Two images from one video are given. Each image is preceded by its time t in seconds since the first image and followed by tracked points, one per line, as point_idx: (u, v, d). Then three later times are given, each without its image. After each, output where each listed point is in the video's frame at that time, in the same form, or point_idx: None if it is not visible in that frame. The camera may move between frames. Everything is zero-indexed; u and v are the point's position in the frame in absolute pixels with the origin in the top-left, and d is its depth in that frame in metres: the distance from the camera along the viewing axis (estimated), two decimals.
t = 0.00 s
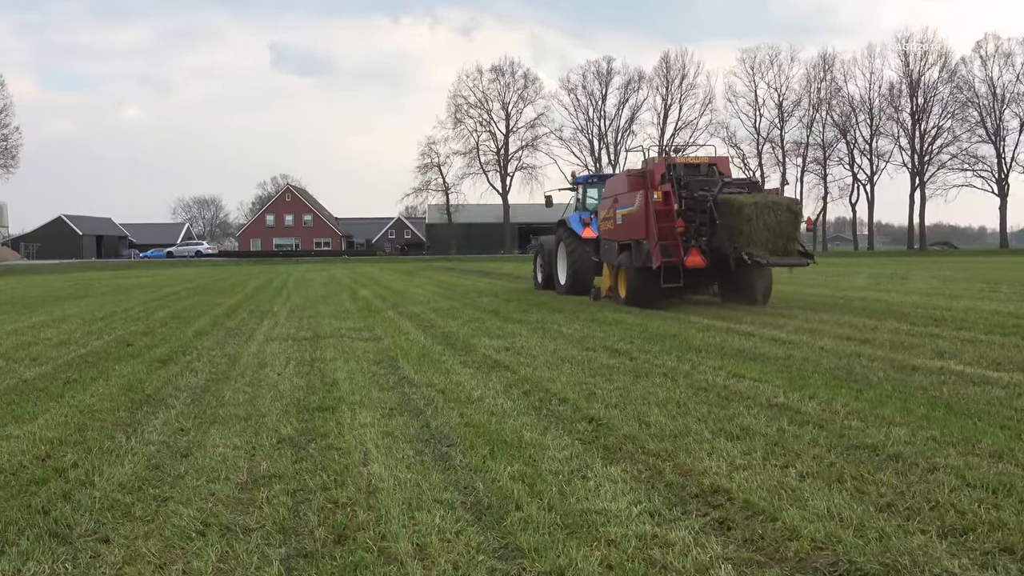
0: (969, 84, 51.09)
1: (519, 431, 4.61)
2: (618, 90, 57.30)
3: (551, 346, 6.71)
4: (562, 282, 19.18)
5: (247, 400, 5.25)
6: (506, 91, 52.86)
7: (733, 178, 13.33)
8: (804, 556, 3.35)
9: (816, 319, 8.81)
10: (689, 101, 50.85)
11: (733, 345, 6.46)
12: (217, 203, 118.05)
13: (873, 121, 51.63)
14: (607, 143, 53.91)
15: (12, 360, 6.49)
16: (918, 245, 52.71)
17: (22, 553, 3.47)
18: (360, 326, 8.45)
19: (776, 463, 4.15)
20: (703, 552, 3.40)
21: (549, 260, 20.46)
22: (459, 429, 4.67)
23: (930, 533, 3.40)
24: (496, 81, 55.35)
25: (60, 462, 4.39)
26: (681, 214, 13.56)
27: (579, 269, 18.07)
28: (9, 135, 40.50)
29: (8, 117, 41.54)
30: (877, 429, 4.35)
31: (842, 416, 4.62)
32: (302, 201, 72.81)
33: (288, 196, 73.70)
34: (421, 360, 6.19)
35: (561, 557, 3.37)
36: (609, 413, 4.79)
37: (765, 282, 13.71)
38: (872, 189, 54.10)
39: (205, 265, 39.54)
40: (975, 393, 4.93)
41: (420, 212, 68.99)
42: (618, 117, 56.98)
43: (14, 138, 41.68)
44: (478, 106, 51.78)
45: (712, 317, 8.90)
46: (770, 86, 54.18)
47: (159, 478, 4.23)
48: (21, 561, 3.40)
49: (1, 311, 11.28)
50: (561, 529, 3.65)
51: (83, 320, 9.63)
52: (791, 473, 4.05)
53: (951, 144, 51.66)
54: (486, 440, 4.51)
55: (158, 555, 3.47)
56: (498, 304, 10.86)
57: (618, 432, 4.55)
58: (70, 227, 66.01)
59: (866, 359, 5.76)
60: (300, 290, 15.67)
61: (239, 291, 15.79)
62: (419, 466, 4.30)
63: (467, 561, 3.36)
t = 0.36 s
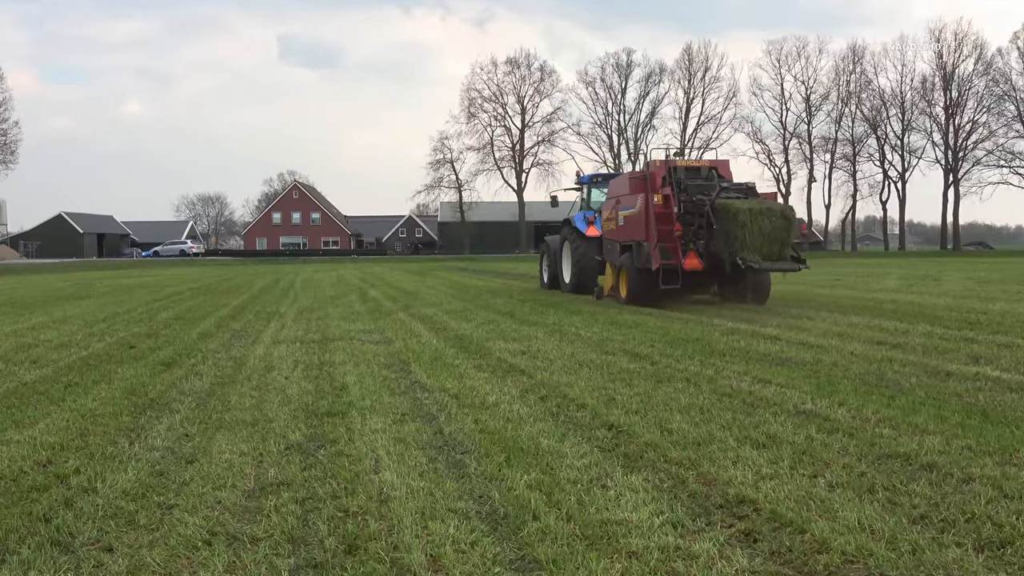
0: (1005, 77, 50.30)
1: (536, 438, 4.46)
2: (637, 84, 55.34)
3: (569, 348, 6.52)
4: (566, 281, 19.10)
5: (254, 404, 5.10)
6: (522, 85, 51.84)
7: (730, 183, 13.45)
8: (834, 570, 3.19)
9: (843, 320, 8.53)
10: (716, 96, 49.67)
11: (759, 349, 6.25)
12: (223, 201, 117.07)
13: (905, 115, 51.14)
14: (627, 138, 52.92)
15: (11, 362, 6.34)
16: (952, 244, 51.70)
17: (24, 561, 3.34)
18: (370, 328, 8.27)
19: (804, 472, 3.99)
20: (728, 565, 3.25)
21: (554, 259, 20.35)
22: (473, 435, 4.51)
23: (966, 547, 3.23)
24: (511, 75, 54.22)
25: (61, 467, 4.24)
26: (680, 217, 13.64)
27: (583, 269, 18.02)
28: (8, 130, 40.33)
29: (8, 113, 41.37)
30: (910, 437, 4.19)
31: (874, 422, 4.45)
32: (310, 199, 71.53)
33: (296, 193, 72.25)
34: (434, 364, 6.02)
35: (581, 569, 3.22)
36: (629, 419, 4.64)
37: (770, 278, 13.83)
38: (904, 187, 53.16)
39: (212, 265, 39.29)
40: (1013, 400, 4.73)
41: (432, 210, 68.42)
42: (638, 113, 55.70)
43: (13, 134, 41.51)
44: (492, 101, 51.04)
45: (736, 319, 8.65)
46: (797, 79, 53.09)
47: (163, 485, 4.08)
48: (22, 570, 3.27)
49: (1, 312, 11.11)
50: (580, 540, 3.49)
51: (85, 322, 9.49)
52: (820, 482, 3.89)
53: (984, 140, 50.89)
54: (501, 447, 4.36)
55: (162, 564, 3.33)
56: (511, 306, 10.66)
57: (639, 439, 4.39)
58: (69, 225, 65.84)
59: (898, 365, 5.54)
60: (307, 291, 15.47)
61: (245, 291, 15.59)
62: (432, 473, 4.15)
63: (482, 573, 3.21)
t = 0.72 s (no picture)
0: None
1: (553, 443, 4.34)
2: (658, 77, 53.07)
3: (587, 350, 6.36)
4: (571, 281, 19.06)
5: (263, 408, 4.98)
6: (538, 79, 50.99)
7: (727, 182, 13.65)
8: None
9: (870, 322, 8.28)
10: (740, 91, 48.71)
11: (784, 353, 6.07)
12: (229, 199, 116.14)
13: (934, 110, 50.76)
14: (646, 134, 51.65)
15: (13, 365, 6.24)
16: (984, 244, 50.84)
17: (26, 570, 3.23)
18: (380, 330, 8.12)
19: (831, 479, 3.87)
20: None
21: (560, 258, 20.27)
22: (488, 442, 4.38)
23: (1001, 558, 3.11)
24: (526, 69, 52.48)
25: (66, 473, 4.14)
26: (679, 216, 13.91)
27: (587, 268, 17.97)
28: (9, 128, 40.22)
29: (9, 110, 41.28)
30: (941, 444, 4.06)
31: (902, 428, 4.31)
32: (317, 196, 68.91)
33: (304, 192, 69.78)
34: (448, 367, 5.88)
35: None
36: (648, 424, 4.50)
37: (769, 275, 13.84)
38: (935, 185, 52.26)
39: (219, 265, 39.10)
40: None
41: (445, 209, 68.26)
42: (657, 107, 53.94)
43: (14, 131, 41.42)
44: (506, 96, 50.30)
45: (758, 320, 8.43)
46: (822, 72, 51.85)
47: (170, 491, 3.97)
48: None
49: (3, 314, 10.98)
50: (599, 549, 3.36)
51: (89, 323, 9.38)
52: (848, 490, 3.76)
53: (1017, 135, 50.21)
54: (517, 453, 4.24)
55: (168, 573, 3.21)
56: (523, 307, 10.48)
57: (659, 445, 4.26)
58: (72, 225, 65.74)
59: (928, 369, 5.36)
60: (316, 292, 15.31)
61: (253, 292, 15.45)
62: (446, 480, 4.03)
63: None
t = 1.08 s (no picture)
0: None
1: (570, 450, 4.20)
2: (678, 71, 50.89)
3: (604, 354, 6.21)
4: (576, 280, 18.97)
5: (271, 413, 4.86)
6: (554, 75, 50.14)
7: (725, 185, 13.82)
8: None
9: (896, 325, 8.05)
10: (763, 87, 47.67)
11: (808, 358, 5.90)
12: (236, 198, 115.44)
13: (964, 105, 50.38)
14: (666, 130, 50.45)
15: (15, 368, 6.14)
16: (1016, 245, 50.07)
17: None
18: (391, 333, 7.99)
19: (858, 489, 3.73)
20: None
21: (566, 258, 20.17)
22: (503, 448, 4.25)
23: None
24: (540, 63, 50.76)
25: (69, 479, 4.02)
26: (678, 217, 14.05)
27: (592, 268, 17.85)
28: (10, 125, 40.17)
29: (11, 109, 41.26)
30: (972, 453, 3.92)
31: (931, 436, 4.17)
32: (326, 195, 67.15)
33: (312, 190, 67.86)
34: (461, 371, 5.74)
35: None
36: (668, 430, 4.36)
37: (768, 276, 13.86)
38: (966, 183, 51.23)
39: (226, 265, 38.91)
40: None
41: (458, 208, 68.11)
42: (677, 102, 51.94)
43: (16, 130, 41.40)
44: (521, 91, 49.50)
45: (780, 323, 8.23)
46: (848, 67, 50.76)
47: (175, 498, 3.85)
48: None
49: (5, 316, 10.87)
50: (618, 560, 3.23)
51: (93, 326, 9.29)
52: (875, 500, 3.62)
53: None
54: (533, 461, 4.11)
55: None
56: (538, 308, 10.30)
57: (679, 452, 4.13)
58: (74, 224, 65.66)
59: (958, 375, 5.17)
60: (323, 293, 15.16)
61: (260, 294, 15.32)
62: (459, 488, 3.90)
63: None
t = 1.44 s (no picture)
0: None
1: (587, 458, 4.06)
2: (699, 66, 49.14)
3: (624, 358, 6.07)
4: (584, 281, 18.89)
5: (279, 419, 4.74)
6: (571, 70, 49.33)
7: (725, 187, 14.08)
8: None
9: (927, 329, 7.82)
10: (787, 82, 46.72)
11: (835, 363, 5.73)
12: (243, 197, 114.91)
13: (997, 100, 50.01)
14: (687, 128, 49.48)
15: (18, 372, 6.05)
16: None
17: None
18: (403, 336, 7.85)
19: (886, 498, 3.59)
20: None
21: (574, 259, 20.10)
22: (518, 456, 4.11)
23: None
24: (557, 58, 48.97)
25: (72, 486, 3.91)
26: (681, 219, 14.18)
27: (598, 268, 17.75)
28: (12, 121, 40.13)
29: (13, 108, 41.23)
30: (1007, 461, 3.77)
31: (963, 443, 4.02)
32: (337, 194, 66.65)
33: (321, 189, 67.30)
34: (475, 375, 5.60)
35: None
36: (688, 437, 4.22)
37: (769, 274, 14.17)
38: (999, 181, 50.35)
39: (233, 266, 38.72)
40: None
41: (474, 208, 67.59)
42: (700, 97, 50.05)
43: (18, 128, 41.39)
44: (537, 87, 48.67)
45: (805, 326, 8.03)
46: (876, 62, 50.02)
47: (182, 506, 3.74)
48: None
49: (10, 318, 10.77)
50: (637, 571, 3.08)
51: (97, 328, 9.19)
52: (904, 510, 3.47)
53: None
54: (550, 469, 3.97)
55: None
56: (553, 311, 10.15)
57: (701, 460, 3.98)
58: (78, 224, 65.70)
59: (991, 382, 5.00)
60: (333, 295, 15.04)
61: (268, 296, 15.19)
62: (473, 496, 3.76)
63: None
